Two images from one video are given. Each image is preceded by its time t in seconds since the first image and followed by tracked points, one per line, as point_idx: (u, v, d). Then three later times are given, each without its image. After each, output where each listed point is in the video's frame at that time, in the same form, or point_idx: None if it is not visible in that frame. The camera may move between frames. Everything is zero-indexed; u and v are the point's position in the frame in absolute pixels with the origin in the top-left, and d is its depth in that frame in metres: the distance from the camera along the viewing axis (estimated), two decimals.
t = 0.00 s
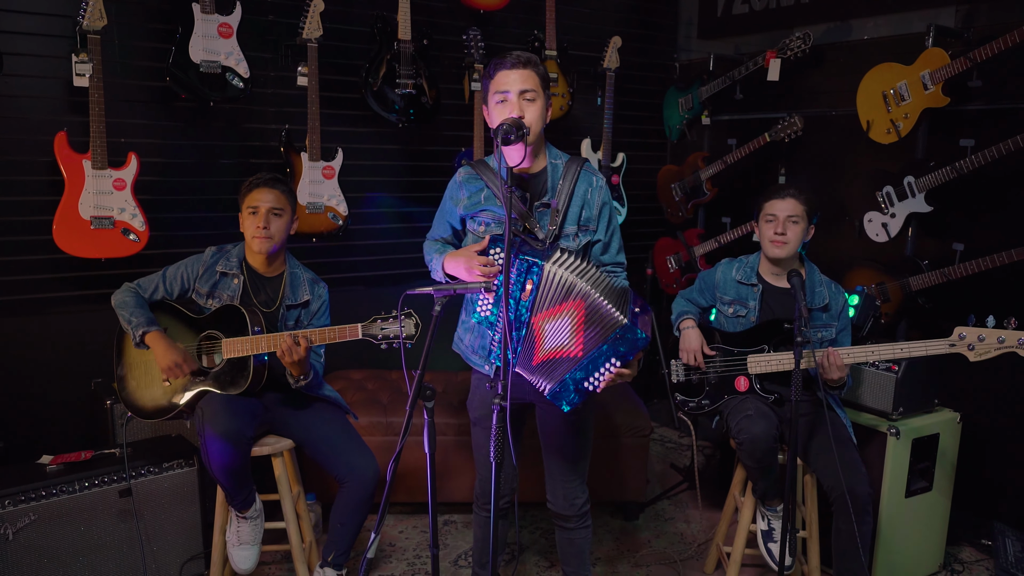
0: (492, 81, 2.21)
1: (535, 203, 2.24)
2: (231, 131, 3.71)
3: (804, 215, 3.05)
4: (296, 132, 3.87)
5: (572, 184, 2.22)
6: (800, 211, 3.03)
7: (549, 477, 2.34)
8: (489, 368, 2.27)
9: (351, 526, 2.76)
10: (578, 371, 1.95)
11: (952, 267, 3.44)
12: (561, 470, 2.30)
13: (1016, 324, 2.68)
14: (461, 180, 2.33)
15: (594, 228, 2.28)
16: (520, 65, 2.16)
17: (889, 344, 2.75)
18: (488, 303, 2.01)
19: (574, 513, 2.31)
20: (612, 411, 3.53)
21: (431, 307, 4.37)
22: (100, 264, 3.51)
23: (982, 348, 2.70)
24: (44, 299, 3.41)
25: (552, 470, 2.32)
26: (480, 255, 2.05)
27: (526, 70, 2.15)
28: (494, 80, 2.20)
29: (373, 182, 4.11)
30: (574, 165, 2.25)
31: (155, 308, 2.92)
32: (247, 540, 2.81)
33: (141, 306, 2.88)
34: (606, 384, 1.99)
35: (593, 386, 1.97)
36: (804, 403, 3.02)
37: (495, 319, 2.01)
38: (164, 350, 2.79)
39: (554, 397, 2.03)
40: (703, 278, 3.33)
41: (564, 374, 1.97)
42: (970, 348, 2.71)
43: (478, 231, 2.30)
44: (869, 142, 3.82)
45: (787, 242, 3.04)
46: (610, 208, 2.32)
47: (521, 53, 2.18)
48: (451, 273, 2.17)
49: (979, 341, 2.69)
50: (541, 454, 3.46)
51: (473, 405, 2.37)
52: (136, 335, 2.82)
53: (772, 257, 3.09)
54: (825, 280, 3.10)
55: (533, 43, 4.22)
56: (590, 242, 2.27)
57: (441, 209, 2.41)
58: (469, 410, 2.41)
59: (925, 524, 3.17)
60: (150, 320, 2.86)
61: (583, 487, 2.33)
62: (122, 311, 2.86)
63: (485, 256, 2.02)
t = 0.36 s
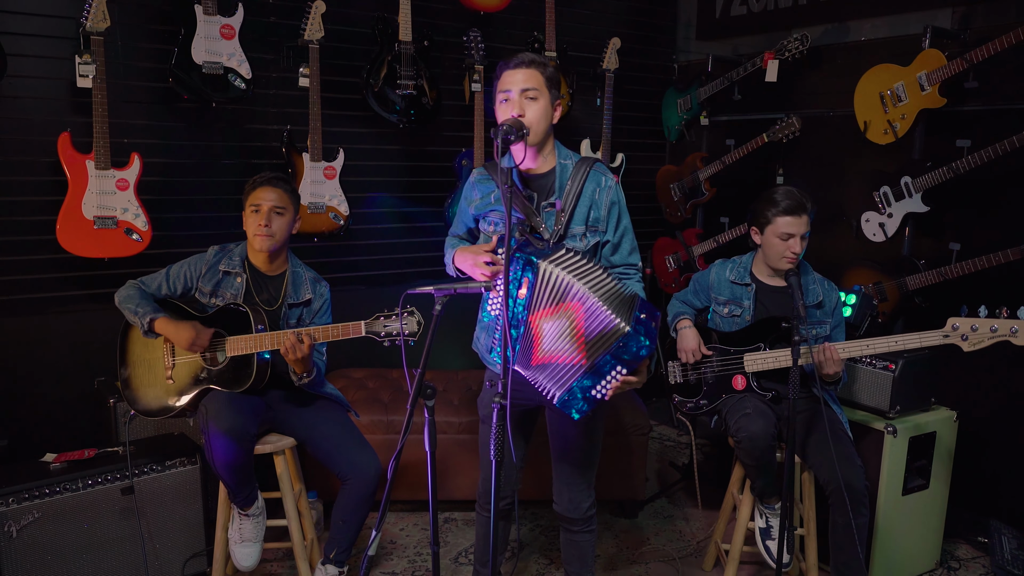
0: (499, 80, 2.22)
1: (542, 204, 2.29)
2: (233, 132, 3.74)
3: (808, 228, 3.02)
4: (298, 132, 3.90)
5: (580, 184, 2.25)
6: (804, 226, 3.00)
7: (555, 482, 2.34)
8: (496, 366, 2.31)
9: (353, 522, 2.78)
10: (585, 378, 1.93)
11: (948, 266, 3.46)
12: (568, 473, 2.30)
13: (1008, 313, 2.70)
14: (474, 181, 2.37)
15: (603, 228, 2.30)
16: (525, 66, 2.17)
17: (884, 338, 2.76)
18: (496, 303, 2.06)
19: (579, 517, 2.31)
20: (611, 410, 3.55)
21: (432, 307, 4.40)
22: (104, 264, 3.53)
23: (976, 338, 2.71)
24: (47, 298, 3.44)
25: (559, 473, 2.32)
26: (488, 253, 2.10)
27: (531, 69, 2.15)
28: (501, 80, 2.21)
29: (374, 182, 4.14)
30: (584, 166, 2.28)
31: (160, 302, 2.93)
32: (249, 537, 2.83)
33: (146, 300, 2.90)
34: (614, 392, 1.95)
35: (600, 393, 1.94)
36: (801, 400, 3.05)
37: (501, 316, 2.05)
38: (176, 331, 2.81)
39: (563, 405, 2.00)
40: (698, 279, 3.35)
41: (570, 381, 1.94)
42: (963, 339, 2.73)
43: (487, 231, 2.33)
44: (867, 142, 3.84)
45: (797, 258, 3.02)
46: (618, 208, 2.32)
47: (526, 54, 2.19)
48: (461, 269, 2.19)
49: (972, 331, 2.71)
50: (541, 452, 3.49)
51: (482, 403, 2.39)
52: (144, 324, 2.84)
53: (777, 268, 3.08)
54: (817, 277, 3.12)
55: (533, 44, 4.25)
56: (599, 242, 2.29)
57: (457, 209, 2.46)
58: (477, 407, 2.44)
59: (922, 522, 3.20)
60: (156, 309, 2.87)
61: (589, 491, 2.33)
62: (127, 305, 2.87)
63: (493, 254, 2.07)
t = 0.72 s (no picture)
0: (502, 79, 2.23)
1: (542, 205, 2.29)
2: (234, 132, 3.76)
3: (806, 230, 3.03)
4: (298, 132, 3.91)
5: (579, 183, 2.26)
6: (802, 228, 3.01)
7: (555, 480, 2.36)
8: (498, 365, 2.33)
9: (353, 521, 2.79)
10: (599, 380, 1.94)
11: (945, 266, 3.48)
12: (569, 471, 2.31)
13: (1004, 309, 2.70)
14: (473, 183, 2.39)
15: (603, 226, 2.31)
16: (528, 67, 2.19)
17: (880, 335, 2.78)
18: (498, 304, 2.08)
19: (579, 516, 2.33)
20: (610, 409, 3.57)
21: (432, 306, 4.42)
22: (105, 264, 3.54)
23: (971, 334, 2.72)
24: (48, 298, 3.45)
25: (559, 472, 2.33)
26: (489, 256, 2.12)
27: (533, 70, 2.17)
28: (503, 79, 2.23)
29: (374, 182, 4.15)
30: (581, 165, 2.30)
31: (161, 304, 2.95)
32: (250, 536, 2.85)
33: (147, 303, 2.91)
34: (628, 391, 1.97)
35: (615, 394, 1.95)
36: (799, 400, 3.03)
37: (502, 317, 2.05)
38: (170, 347, 2.84)
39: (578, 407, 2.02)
40: (695, 280, 3.36)
41: (584, 383, 1.96)
42: (959, 335, 2.74)
43: (487, 232, 2.34)
44: (864, 142, 3.86)
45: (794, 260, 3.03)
46: (618, 206, 2.34)
47: (530, 56, 2.21)
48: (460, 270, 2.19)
49: (968, 327, 2.72)
50: (540, 451, 3.51)
51: (483, 402, 2.41)
52: (142, 330, 2.85)
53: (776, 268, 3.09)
54: (814, 277, 3.14)
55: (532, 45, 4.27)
56: (599, 241, 2.31)
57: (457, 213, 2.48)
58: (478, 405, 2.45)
59: (920, 520, 3.21)
60: (156, 315, 2.88)
61: (590, 490, 2.35)
62: (128, 307, 2.88)
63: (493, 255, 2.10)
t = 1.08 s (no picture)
0: (496, 81, 2.25)
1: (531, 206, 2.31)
2: (236, 132, 3.78)
3: (803, 231, 3.05)
4: (298, 133, 3.93)
5: (569, 184, 2.27)
6: (798, 230, 3.03)
7: (550, 479, 2.37)
8: (493, 369, 2.31)
9: (354, 519, 2.81)
10: (620, 381, 1.94)
11: (942, 266, 3.50)
12: (565, 468, 2.33)
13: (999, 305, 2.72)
14: (462, 184, 2.40)
15: (592, 227, 2.34)
16: (523, 68, 2.19)
17: (876, 333, 2.79)
18: (490, 305, 2.04)
19: (574, 512, 2.35)
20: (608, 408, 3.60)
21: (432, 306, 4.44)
22: (107, 264, 3.56)
23: (966, 329, 2.74)
24: (49, 298, 3.47)
25: (554, 471, 2.34)
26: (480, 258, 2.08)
27: (528, 73, 2.18)
28: (497, 80, 2.24)
29: (374, 182, 4.18)
30: (572, 166, 2.30)
31: (161, 305, 2.94)
32: (251, 534, 2.87)
33: (149, 308, 2.89)
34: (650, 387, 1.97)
35: (637, 392, 1.95)
36: (798, 399, 3.06)
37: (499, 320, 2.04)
38: (167, 359, 2.82)
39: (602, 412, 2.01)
40: (694, 280, 3.38)
41: (605, 386, 1.96)
42: (954, 330, 2.75)
43: (478, 234, 2.36)
44: (862, 143, 3.88)
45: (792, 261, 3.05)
46: (608, 206, 2.38)
47: (526, 57, 2.21)
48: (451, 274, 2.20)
49: (963, 323, 2.73)
50: (539, 449, 3.54)
51: (472, 403, 2.41)
52: (141, 339, 2.84)
53: (773, 269, 3.12)
54: (812, 277, 3.17)
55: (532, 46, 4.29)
56: (589, 240, 2.33)
57: (444, 214, 2.48)
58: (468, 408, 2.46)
59: (916, 518, 3.23)
60: (155, 323, 2.86)
61: (585, 487, 2.36)
62: (130, 311, 2.87)
63: (485, 257, 2.06)
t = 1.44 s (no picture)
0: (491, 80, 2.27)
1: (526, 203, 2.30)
2: (237, 132, 3.80)
3: (800, 230, 3.07)
4: (299, 133, 3.95)
5: (563, 182, 2.28)
6: (795, 228, 3.05)
7: (544, 474, 2.38)
8: (486, 367, 2.32)
9: (354, 516, 2.83)
10: (642, 363, 1.97)
11: (940, 265, 3.50)
12: (561, 466, 2.34)
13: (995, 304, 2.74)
14: (455, 181, 2.41)
15: (586, 225, 2.36)
16: (519, 69, 2.22)
17: (874, 332, 2.81)
18: (483, 304, 2.03)
19: (569, 509, 2.37)
20: (607, 406, 3.62)
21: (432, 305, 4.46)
22: (109, 263, 3.58)
23: (964, 329, 2.76)
24: (52, 297, 3.49)
25: (549, 469, 2.36)
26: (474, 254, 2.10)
27: (523, 73, 2.21)
28: (493, 79, 2.26)
29: (374, 182, 4.20)
30: (565, 165, 2.31)
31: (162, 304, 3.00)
32: (252, 532, 2.89)
33: (151, 304, 2.94)
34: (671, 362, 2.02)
35: (661, 369, 1.99)
36: (795, 396, 3.10)
37: (494, 319, 2.02)
38: (175, 344, 2.85)
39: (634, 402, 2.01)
40: (692, 280, 3.42)
41: (628, 372, 1.98)
42: (952, 330, 2.76)
43: (471, 231, 2.37)
44: (859, 143, 3.90)
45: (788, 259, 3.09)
46: (602, 207, 2.40)
47: (522, 58, 2.24)
48: (445, 272, 2.22)
49: (960, 322, 2.75)
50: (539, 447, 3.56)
51: (465, 401, 2.43)
52: (146, 333, 2.89)
53: (772, 269, 3.14)
54: (809, 277, 3.20)
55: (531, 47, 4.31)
56: (580, 239, 2.34)
57: (435, 210, 2.49)
58: (460, 407, 2.47)
59: (913, 516, 3.26)
60: (159, 317, 2.91)
61: (579, 481, 2.39)
62: (132, 306, 2.92)
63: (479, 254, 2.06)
